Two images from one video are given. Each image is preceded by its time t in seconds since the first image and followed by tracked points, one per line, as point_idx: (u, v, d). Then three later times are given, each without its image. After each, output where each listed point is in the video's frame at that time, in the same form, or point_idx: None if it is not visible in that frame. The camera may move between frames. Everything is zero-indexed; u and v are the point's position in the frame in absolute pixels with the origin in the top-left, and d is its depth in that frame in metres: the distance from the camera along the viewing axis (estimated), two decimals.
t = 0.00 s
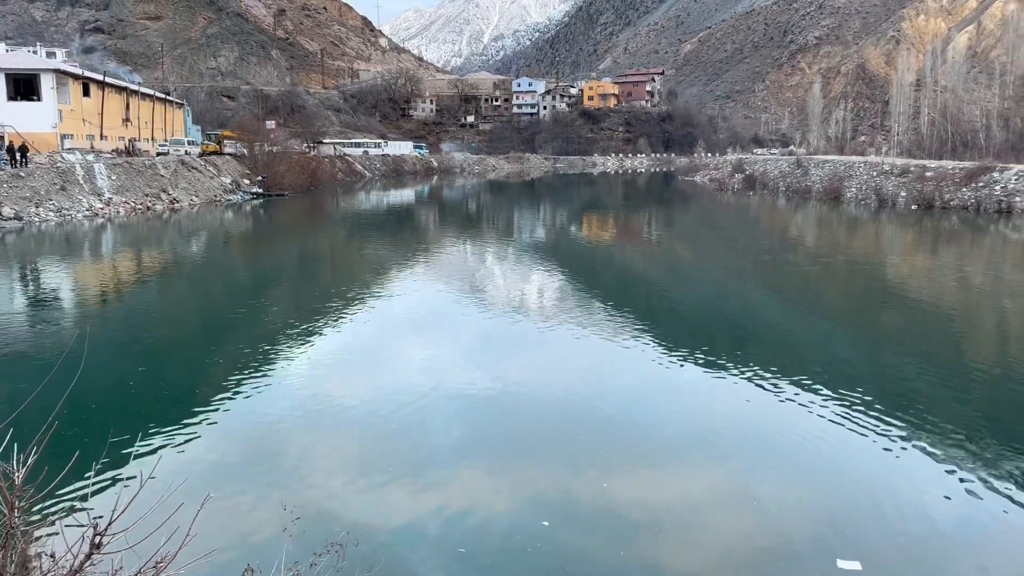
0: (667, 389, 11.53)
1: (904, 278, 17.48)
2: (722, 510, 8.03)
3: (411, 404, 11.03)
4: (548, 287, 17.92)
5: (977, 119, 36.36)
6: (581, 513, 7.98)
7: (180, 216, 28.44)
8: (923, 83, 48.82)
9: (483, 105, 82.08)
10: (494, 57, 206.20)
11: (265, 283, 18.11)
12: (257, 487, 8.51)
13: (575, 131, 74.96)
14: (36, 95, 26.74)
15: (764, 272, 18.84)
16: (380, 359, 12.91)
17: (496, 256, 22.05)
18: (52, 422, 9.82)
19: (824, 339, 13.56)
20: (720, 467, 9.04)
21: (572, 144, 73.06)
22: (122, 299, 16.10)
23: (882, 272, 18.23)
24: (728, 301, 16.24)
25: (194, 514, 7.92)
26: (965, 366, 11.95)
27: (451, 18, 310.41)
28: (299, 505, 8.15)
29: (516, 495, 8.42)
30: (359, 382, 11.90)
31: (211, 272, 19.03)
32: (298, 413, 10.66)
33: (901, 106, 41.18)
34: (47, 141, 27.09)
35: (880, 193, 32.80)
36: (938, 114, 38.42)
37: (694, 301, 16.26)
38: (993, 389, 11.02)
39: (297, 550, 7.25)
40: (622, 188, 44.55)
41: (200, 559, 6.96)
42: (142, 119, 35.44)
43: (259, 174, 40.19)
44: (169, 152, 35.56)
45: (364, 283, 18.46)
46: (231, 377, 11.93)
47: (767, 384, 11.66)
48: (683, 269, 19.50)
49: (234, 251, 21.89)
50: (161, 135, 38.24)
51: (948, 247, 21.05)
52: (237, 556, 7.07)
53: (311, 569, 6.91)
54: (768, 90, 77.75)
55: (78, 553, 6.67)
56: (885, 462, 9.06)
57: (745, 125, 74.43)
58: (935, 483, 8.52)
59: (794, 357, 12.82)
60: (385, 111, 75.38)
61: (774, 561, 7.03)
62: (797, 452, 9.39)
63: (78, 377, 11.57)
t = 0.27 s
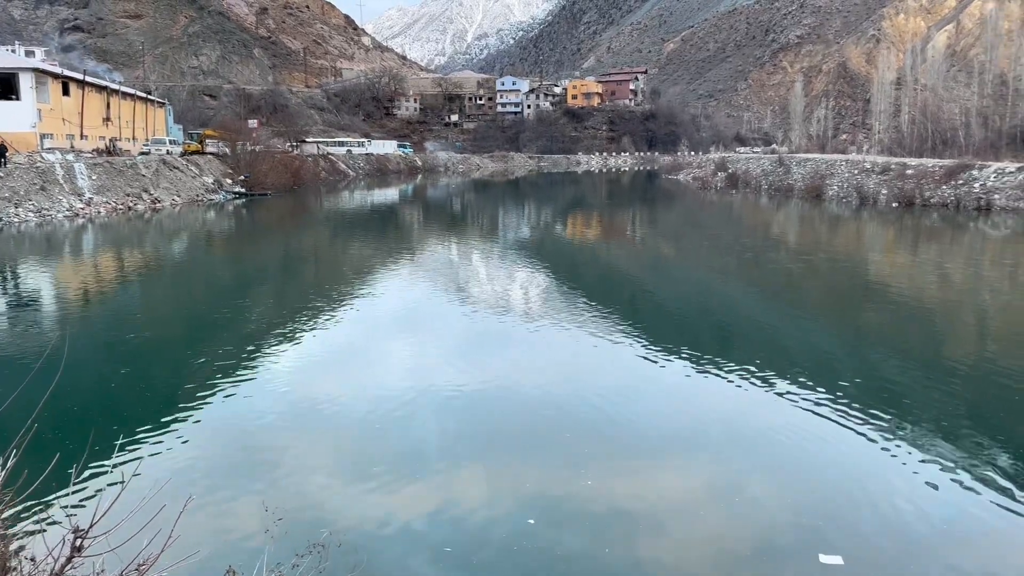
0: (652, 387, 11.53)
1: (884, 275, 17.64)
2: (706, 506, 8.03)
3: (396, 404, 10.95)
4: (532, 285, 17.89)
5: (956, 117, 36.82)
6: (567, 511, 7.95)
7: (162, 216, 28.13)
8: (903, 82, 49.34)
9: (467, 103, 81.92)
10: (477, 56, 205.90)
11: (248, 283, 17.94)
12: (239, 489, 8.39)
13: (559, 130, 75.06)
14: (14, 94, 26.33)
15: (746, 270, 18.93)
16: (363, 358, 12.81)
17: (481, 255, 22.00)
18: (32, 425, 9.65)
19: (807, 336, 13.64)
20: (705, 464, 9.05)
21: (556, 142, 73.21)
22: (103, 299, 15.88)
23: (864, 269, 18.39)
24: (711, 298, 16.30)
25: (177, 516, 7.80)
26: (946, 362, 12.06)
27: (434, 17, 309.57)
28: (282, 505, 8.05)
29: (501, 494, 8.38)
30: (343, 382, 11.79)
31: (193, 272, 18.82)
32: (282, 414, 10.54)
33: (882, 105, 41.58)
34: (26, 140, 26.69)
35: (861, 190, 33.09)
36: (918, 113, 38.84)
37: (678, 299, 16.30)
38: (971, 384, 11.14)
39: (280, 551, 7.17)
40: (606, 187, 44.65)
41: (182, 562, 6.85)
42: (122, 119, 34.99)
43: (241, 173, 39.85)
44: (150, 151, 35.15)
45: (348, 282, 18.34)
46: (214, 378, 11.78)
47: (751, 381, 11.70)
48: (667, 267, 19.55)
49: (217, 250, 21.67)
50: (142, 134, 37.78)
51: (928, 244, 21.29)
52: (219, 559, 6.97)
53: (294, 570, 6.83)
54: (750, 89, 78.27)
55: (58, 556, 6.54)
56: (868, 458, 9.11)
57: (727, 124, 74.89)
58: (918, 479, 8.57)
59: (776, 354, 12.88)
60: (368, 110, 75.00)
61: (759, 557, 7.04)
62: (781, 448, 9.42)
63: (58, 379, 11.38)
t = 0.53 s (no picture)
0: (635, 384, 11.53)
1: (861, 271, 17.80)
2: (687, 502, 8.04)
3: (377, 403, 10.85)
4: (514, 284, 17.84)
5: (931, 115, 37.32)
6: (549, 509, 7.91)
7: (138, 216, 27.69)
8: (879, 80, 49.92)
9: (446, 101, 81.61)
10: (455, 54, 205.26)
11: (227, 282, 17.70)
12: (217, 490, 8.25)
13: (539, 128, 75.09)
14: None
15: (725, 267, 19.03)
16: (343, 358, 12.68)
17: (462, 253, 21.92)
18: (7, 428, 9.43)
19: (787, 332, 13.72)
20: (686, 460, 9.06)
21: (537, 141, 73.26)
22: (79, 300, 15.58)
23: (842, 265, 18.55)
24: (692, 295, 16.35)
25: (155, 518, 7.66)
26: (923, 356, 12.19)
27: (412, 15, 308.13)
28: (261, 506, 7.93)
29: (483, 492, 8.32)
30: (322, 381, 11.65)
31: (170, 272, 18.54)
32: (261, 414, 10.40)
33: (858, 102, 42.02)
34: None
35: (838, 187, 33.42)
36: (894, 111, 39.32)
37: (659, 296, 16.33)
38: (947, 379, 11.26)
39: (259, 552, 7.06)
40: (586, 185, 44.72)
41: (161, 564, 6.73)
42: (98, 118, 34.37)
43: (219, 172, 39.38)
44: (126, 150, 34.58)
45: (327, 282, 18.15)
46: (192, 379, 11.60)
47: (732, 377, 11.75)
48: (647, 264, 19.58)
49: (195, 250, 21.37)
50: (118, 133, 37.13)
51: (904, 240, 21.54)
52: (197, 561, 6.84)
53: (273, 571, 6.72)
54: (728, 87, 78.82)
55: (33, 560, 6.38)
56: (847, 453, 9.17)
57: (706, 122, 75.37)
58: (896, 472, 8.65)
59: (756, 350, 12.95)
60: (347, 108, 74.45)
61: (740, 551, 7.05)
62: (762, 444, 9.46)
63: (33, 381, 11.14)
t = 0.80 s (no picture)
0: (613, 381, 11.53)
1: (833, 267, 18.00)
2: (665, 498, 8.04)
3: (353, 403, 10.71)
4: (491, 282, 17.77)
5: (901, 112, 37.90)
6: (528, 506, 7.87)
7: (110, 215, 27.17)
8: (850, 78, 50.59)
9: (421, 99, 81.19)
10: (430, 51, 204.46)
11: (200, 282, 17.41)
12: (190, 492, 8.08)
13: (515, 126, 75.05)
14: None
15: (700, 263, 19.13)
16: (318, 358, 12.51)
17: (439, 251, 21.80)
18: None
19: (763, 328, 13.81)
20: (665, 456, 9.05)
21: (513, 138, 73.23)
22: (49, 300, 15.22)
23: (815, 261, 18.73)
24: (669, 292, 16.40)
25: (128, 520, 7.49)
26: (896, 350, 12.35)
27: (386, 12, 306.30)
28: (237, 507, 7.78)
29: (462, 491, 8.25)
30: (297, 382, 11.48)
31: (142, 272, 18.18)
32: (236, 415, 10.22)
33: (830, 100, 42.53)
34: None
35: (811, 184, 33.80)
36: (865, 108, 39.86)
37: (636, 293, 16.36)
38: (918, 372, 11.41)
39: (234, 553, 6.93)
40: (562, 183, 44.76)
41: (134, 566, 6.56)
42: (68, 116, 33.59)
43: (191, 171, 38.79)
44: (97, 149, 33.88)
45: (303, 281, 17.92)
46: (165, 379, 11.37)
47: (709, 373, 11.78)
48: (624, 261, 19.62)
49: (168, 249, 21.00)
50: (89, 132, 36.31)
51: (876, 236, 21.83)
52: (171, 563, 6.69)
53: (248, 571, 6.60)
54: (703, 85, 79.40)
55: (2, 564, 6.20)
56: (823, 447, 9.23)
57: (681, 119, 75.91)
58: (871, 466, 8.72)
59: (732, 345, 13.02)
60: (322, 106, 73.76)
61: (718, 546, 7.06)
62: (739, 439, 9.49)
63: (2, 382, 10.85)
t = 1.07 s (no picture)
0: (587, 377, 11.51)
1: (799, 262, 18.24)
2: (638, 492, 8.04)
3: (323, 402, 10.53)
4: (463, 279, 17.65)
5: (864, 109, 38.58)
6: (500, 503, 7.80)
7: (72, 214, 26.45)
8: (814, 76, 51.40)
9: (390, 95, 80.53)
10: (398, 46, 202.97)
11: (164, 281, 17.00)
12: (156, 494, 7.87)
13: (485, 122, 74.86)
14: None
15: (670, 259, 19.24)
16: (285, 357, 12.28)
17: (409, 248, 21.62)
18: None
19: (733, 322, 13.92)
20: (638, 451, 9.06)
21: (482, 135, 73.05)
22: (9, 301, 14.75)
23: (782, 256, 18.95)
24: (640, 288, 16.45)
25: (92, 523, 7.26)
26: (861, 343, 12.54)
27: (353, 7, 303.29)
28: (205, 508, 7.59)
29: (434, 489, 8.16)
30: (265, 381, 11.26)
31: (105, 271, 17.71)
32: (202, 416, 9.98)
33: (795, 97, 43.13)
34: None
35: (777, 180, 34.24)
36: (829, 105, 40.51)
37: (608, 289, 16.39)
38: (884, 365, 11.60)
39: (202, 555, 6.75)
40: (532, 179, 44.73)
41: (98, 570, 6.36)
42: (29, 112, 32.43)
43: (155, 168, 37.97)
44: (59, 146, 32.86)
45: (271, 279, 17.62)
46: (129, 381, 11.07)
47: (681, 368, 11.83)
48: (594, 258, 19.65)
49: (133, 248, 20.49)
50: (50, 129, 35.13)
51: (840, 231, 22.16)
52: (136, 566, 6.49)
53: (216, 573, 6.44)
54: (671, 82, 80.06)
55: None
56: (792, 440, 9.32)
57: (649, 116, 76.44)
58: (839, 458, 8.82)
59: (703, 339, 13.11)
60: (289, 102, 72.75)
61: (690, 539, 7.08)
62: (710, 433, 9.54)
63: None
